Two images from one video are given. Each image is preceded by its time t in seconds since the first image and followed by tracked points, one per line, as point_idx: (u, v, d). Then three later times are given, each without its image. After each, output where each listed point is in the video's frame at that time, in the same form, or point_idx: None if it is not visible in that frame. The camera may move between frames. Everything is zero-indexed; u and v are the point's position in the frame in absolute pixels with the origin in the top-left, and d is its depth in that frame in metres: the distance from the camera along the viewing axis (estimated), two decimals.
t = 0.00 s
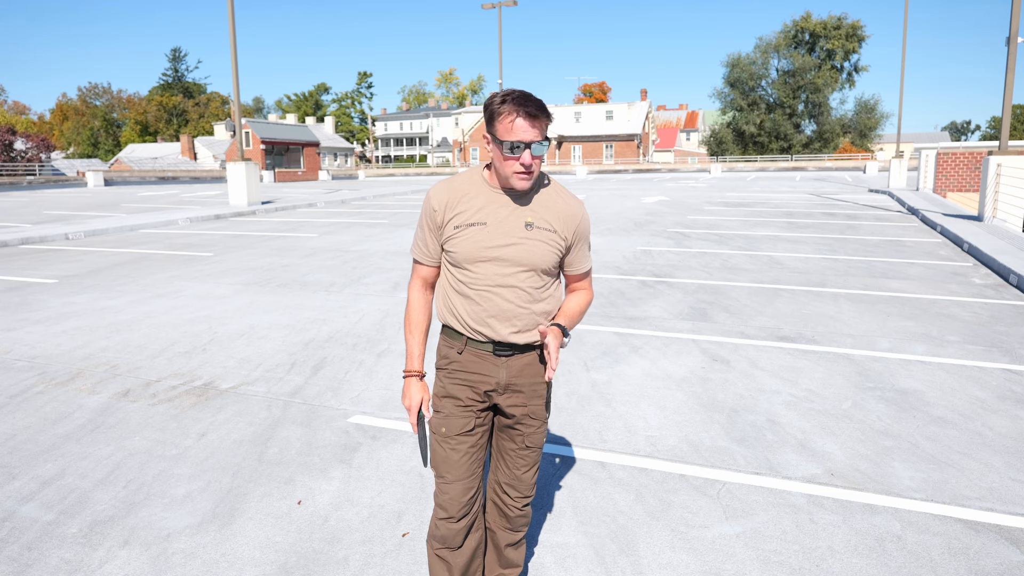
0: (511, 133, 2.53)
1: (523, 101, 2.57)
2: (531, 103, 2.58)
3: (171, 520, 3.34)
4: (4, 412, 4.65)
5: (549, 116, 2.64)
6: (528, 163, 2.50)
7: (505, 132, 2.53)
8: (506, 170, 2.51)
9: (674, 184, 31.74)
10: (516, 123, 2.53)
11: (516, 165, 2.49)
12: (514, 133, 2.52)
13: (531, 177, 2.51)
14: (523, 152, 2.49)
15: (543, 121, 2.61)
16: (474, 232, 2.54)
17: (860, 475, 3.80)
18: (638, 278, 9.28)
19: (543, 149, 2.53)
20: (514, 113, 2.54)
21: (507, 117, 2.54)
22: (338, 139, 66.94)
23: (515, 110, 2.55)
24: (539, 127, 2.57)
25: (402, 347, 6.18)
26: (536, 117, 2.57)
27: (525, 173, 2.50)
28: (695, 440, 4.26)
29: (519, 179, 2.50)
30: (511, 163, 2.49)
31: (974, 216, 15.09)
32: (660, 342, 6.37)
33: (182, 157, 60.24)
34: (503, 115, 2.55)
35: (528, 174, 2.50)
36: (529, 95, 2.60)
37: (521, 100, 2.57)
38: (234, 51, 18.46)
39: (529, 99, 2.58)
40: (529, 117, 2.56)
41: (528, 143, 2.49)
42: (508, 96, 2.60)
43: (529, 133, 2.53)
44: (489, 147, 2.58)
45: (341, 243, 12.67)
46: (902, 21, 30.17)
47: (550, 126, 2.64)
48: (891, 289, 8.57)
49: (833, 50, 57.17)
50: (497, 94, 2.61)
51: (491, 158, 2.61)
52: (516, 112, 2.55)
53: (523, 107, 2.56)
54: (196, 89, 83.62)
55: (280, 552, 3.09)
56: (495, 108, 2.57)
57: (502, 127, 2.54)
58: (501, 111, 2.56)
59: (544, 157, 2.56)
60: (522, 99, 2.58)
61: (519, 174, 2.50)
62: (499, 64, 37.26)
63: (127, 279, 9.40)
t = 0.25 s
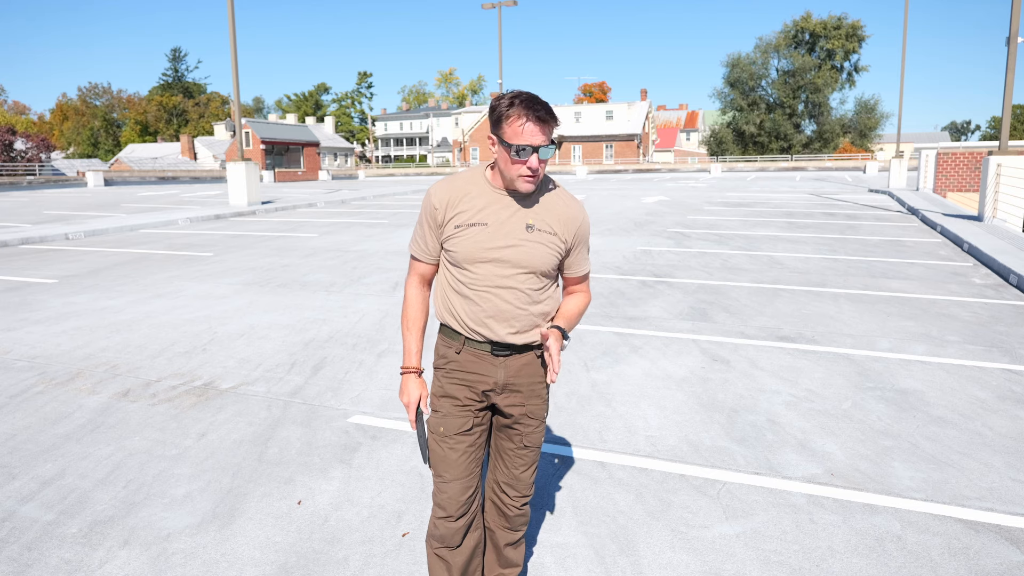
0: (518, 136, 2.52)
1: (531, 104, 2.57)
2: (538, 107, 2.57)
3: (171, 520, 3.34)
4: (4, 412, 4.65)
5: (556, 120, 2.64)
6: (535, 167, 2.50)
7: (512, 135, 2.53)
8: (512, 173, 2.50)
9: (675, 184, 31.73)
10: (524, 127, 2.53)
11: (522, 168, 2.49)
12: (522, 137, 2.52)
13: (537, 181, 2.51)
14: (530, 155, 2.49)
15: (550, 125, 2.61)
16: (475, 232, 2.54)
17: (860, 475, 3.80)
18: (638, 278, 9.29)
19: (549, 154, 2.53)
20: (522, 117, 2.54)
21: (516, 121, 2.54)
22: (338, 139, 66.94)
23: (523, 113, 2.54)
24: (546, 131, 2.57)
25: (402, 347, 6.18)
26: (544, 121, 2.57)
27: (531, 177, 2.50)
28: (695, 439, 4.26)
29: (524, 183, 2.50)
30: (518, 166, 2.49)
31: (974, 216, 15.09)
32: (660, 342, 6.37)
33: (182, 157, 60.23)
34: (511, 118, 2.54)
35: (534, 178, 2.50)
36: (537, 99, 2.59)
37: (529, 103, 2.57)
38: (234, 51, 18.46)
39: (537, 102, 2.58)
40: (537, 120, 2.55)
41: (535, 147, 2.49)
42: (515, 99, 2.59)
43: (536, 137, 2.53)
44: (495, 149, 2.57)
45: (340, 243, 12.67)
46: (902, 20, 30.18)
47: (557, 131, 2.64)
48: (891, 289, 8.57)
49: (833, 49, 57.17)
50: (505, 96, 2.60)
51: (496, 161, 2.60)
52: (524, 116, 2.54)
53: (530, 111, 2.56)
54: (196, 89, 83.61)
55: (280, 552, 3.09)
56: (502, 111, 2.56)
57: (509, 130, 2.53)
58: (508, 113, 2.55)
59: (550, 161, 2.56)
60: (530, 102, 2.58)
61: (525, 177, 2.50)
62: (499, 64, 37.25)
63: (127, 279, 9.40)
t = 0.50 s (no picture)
0: (521, 137, 2.51)
1: (533, 107, 2.57)
2: (541, 110, 2.57)
3: (171, 520, 3.34)
4: (4, 412, 4.65)
5: (558, 123, 2.65)
6: (538, 170, 2.50)
7: (516, 136, 2.52)
8: (515, 175, 2.50)
9: (675, 184, 31.72)
10: (527, 129, 2.52)
11: (527, 171, 2.48)
12: (525, 139, 2.51)
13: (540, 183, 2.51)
14: (534, 157, 2.49)
15: (553, 128, 2.62)
16: (475, 232, 2.54)
17: (860, 475, 3.80)
18: (638, 278, 9.28)
19: (553, 156, 2.53)
20: (525, 119, 2.54)
21: (519, 122, 2.53)
22: (338, 139, 66.94)
23: (527, 116, 2.54)
24: (549, 133, 2.56)
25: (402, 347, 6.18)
26: (547, 123, 2.57)
27: (534, 178, 2.50)
28: (695, 439, 4.26)
29: (527, 184, 2.50)
30: (522, 168, 2.49)
31: (974, 216, 15.09)
32: (660, 342, 6.37)
33: (182, 157, 60.25)
34: (514, 120, 2.54)
35: (538, 180, 2.50)
36: (539, 102, 2.60)
37: (532, 106, 2.57)
38: (234, 51, 18.46)
39: (539, 105, 2.58)
40: (540, 122, 2.55)
41: (539, 149, 2.49)
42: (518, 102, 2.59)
43: (540, 139, 2.52)
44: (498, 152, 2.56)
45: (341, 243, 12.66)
46: (902, 20, 30.22)
47: (559, 133, 2.64)
48: (891, 289, 8.57)
49: (833, 49, 57.16)
50: (507, 99, 2.60)
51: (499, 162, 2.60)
52: (527, 117, 2.54)
53: (533, 113, 2.56)
54: (196, 89, 83.58)
55: (280, 552, 3.09)
56: (505, 113, 2.55)
57: (513, 132, 2.52)
58: (511, 115, 2.55)
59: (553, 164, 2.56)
60: (533, 104, 2.58)
61: (529, 180, 2.50)
62: (499, 64, 37.25)
63: (127, 279, 9.40)
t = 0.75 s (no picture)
0: (513, 129, 2.54)
1: (527, 101, 2.60)
2: (535, 104, 2.59)
3: (171, 520, 3.34)
4: (4, 412, 4.65)
5: (554, 118, 2.65)
6: (528, 161, 2.49)
7: (507, 129, 2.55)
8: (506, 167, 2.51)
9: (675, 184, 31.71)
10: (520, 122, 2.55)
11: (516, 162, 2.49)
12: (516, 131, 2.53)
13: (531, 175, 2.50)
14: (524, 149, 2.50)
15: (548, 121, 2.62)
16: (473, 231, 2.54)
17: (860, 475, 3.80)
18: (638, 278, 9.29)
19: (545, 149, 2.52)
20: (518, 111, 2.56)
21: (511, 115, 2.56)
22: (338, 139, 66.94)
23: (519, 108, 2.57)
24: (542, 126, 2.57)
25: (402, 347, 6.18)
26: (540, 116, 2.58)
27: (525, 169, 2.49)
28: (695, 439, 4.26)
29: (517, 176, 2.49)
30: (511, 160, 2.50)
31: (974, 216, 15.09)
32: (660, 342, 6.37)
33: (182, 157, 60.25)
34: (506, 113, 2.57)
35: (529, 172, 2.50)
36: (534, 97, 2.62)
37: (526, 100, 2.60)
38: (234, 51, 18.46)
39: (534, 99, 2.60)
40: (533, 115, 2.57)
41: (529, 140, 2.50)
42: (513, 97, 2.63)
43: (531, 131, 2.54)
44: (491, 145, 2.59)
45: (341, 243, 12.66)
46: (902, 20, 30.25)
47: (555, 128, 2.64)
48: (891, 289, 8.58)
49: (833, 49, 57.16)
50: (503, 95, 2.65)
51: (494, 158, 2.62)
52: (519, 110, 2.57)
53: (527, 107, 2.58)
54: (196, 89, 83.55)
55: (280, 552, 3.09)
56: (499, 107, 2.60)
57: (504, 125, 2.56)
58: (505, 109, 2.59)
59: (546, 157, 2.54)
60: (527, 99, 2.61)
61: (520, 172, 2.49)
62: (499, 64, 37.27)
63: (127, 279, 9.40)
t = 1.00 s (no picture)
0: (497, 124, 2.55)
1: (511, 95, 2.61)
2: (518, 97, 2.60)
3: (171, 520, 3.34)
4: (4, 412, 4.65)
5: (539, 109, 2.65)
6: (514, 153, 2.50)
7: (493, 123, 2.56)
8: (493, 162, 2.51)
9: (675, 184, 31.71)
10: (503, 116, 2.55)
11: (502, 155, 2.49)
12: (501, 124, 2.54)
13: (518, 167, 2.51)
14: (510, 143, 2.51)
15: (534, 113, 2.62)
16: (470, 231, 2.55)
17: (860, 475, 3.80)
18: (638, 278, 9.29)
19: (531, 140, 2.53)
20: (501, 105, 2.57)
21: (495, 110, 2.57)
22: (338, 139, 66.94)
23: (502, 103, 2.58)
24: (527, 118, 2.57)
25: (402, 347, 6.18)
26: (524, 108, 2.58)
27: (512, 162, 2.50)
28: (695, 439, 4.26)
29: (505, 169, 2.50)
30: (498, 154, 2.51)
31: (974, 216, 15.09)
32: (660, 342, 6.37)
33: (182, 157, 60.25)
34: (489, 108, 2.58)
35: (516, 165, 2.50)
36: (516, 90, 2.63)
37: (509, 94, 2.60)
38: (234, 51, 18.46)
39: (517, 92, 2.61)
40: (517, 108, 2.57)
41: (513, 133, 2.50)
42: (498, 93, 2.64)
43: (516, 124, 2.54)
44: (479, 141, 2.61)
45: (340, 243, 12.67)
46: (902, 20, 30.27)
47: (541, 118, 2.64)
48: (890, 289, 8.58)
49: (833, 49, 57.15)
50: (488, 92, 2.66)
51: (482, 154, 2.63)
52: (502, 104, 2.57)
53: (510, 100, 2.59)
54: (196, 89, 83.54)
55: (280, 552, 3.09)
56: (483, 103, 2.61)
57: (489, 120, 2.57)
58: (488, 104, 2.59)
59: (533, 147, 2.55)
60: (510, 92, 2.61)
61: (507, 165, 2.50)
62: (499, 64, 37.28)
63: (127, 279, 9.40)
